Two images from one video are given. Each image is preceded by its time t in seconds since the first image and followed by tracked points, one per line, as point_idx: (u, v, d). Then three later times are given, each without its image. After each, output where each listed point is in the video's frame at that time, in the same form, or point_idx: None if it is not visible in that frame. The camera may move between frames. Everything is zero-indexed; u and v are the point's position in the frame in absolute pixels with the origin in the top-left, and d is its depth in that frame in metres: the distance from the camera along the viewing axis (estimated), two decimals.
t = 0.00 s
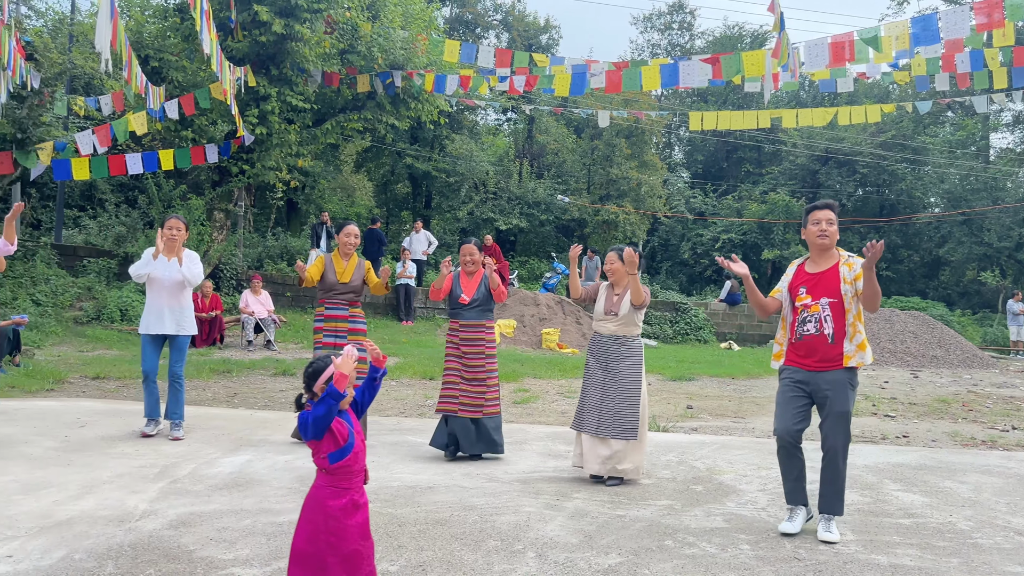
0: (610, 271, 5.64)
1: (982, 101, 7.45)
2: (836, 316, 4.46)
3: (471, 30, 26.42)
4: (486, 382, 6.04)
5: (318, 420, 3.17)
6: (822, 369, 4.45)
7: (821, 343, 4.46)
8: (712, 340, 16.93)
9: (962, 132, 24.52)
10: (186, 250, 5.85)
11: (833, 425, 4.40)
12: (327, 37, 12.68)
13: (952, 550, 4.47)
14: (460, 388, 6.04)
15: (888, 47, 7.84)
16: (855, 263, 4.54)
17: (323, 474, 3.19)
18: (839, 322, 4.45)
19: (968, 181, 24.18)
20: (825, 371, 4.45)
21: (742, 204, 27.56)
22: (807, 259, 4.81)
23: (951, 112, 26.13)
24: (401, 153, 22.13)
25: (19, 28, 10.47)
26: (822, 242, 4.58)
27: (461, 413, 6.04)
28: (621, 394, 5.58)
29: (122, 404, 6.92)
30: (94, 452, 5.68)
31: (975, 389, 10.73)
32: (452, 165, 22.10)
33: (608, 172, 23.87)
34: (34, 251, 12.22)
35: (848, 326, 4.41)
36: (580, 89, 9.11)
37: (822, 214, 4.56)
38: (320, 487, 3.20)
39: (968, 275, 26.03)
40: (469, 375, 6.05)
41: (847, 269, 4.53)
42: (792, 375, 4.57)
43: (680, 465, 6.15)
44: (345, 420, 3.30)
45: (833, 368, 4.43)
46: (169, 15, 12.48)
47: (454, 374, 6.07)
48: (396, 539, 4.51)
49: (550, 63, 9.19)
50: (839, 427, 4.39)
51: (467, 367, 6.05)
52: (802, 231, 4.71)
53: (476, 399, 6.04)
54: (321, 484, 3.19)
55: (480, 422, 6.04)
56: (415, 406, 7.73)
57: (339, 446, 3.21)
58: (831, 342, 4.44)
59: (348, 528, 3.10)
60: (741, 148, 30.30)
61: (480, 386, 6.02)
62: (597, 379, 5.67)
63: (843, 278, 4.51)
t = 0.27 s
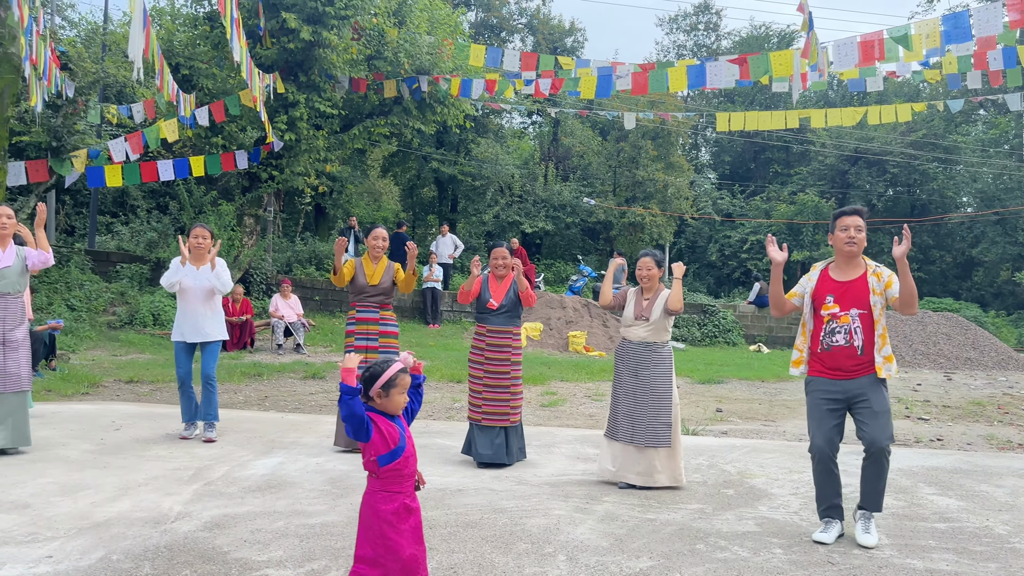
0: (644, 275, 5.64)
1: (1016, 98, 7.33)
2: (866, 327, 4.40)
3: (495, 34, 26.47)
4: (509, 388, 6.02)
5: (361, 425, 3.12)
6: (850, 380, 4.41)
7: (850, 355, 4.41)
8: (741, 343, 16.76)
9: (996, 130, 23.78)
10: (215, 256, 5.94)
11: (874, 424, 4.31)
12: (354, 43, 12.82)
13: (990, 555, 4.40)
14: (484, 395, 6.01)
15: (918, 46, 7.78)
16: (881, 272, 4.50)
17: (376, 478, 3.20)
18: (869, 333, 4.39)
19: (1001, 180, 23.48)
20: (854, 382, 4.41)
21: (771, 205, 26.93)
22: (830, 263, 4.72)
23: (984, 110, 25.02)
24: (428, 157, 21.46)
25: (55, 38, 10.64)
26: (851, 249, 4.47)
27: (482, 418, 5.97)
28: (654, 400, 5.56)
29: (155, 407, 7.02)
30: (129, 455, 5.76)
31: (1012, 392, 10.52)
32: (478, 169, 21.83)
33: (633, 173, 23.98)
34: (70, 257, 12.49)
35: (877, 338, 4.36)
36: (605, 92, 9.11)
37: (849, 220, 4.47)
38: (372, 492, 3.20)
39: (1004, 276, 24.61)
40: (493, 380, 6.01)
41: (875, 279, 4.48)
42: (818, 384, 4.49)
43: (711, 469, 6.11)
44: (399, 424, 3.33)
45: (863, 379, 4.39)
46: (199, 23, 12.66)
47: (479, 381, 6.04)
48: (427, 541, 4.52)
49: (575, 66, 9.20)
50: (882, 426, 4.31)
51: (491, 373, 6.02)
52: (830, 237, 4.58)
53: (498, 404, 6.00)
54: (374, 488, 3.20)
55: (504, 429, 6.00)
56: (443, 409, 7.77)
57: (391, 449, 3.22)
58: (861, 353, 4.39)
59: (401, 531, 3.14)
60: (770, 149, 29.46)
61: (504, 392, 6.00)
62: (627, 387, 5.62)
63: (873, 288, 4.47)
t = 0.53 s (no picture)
0: (682, 278, 5.58)
1: None
2: (905, 322, 4.35)
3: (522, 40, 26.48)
4: (546, 392, 5.96)
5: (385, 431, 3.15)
6: (888, 375, 4.36)
7: (889, 349, 4.36)
8: (773, 348, 16.50)
9: None
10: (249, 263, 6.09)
11: (906, 427, 4.32)
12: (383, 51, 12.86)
13: None
14: (520, 398, 5.96)
15: (952, 46, 7.67)
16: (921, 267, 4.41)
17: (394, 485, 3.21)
18: (907, 327, 4.33)
19: None
20: (892, 377, 4.35)
21: (802, 207, 25.47)
22: (867, 258, 4.65)
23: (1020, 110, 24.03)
24: (455, 163, 21.58)
25: (91, 50, 10.85)
26: (886, 245, 4.40)
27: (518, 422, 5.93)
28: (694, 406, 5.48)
29: (190, 412, 7.13)
30: (165, 459, 5.85)
31: None
32: (505, 174, 21.82)
33: (662, 178, 23.43)
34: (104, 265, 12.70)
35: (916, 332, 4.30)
36: (633, 96, 9.12)
37: (885, 216, 4.38)
38: (389, 498, 3.23)
39: None
40: (529, 384, 5.96)
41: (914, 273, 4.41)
42: (857, 380, 4.45)
43: (743, 475, 6.06)
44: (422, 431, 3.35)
45: (901, 375, 4.33)
46: (230, 33, 12.84)
47: (515, 384, 6.00)
48: (460, 546, 4.53)
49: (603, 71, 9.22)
50: (911, 430, 4.32)
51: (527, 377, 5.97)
52: (865, 232, 4.52)
53: (535, 407, 5.95)
54: (392, 494, 3.24)
55: (540, 433, 5.96)
56: (473, 414, 7.79)
57: (412, 457, 3.24)
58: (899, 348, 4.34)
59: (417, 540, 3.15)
60: (800, 151, 28.15)
61: (539, 394, 5.94)
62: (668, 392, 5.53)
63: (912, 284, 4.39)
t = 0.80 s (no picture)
0: (726, 294, 5.55)
1: None
2: (946, 341, 4.29)
3: (550, 47, 26.53)
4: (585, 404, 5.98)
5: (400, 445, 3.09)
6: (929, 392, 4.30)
7: (930, 368, 4.30)
8: (805, 354, 16.25)
9: None
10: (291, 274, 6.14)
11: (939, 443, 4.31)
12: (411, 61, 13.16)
13: None
14: (563, 410, 6.05)
15: (987, 47, 7.56)
16: (965, 284, 4.34)
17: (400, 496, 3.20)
18: (948, 347, 4.28)
19: None
20: (932, 394, 4.29)
21: (834, 212, 25.03)
22: (913, 273, 4.58)
23: None
24: (483, 170, 21.61)
25: (127, 62, 11.07)
26: (929, 262, 4.35)
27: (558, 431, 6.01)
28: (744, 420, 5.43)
29: (224, 419, 7.19)
30: (201, 466, 5.88)
31: None
32: (533, 181, 21.81)
33: (690, 183, 23.79)
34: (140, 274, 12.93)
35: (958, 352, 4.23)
36: (662, 101, 9.14)
37: (926, 233, 4.36)
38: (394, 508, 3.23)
39: None
40: (569, 395, 6.03)
41: (956, 291, 4.33)
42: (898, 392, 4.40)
43: (777, 484, 6.00)
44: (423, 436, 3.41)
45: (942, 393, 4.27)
46: (262, 44, 13.05)
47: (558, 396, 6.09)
48: (493, 554, 4.51)
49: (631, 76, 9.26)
50: (944, 446, 4.30)
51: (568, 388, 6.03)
52: (909, 249, 4.49)
53: (573, 419, 6.01)
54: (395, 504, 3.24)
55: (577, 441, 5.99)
56: (503, 422, 7.80)
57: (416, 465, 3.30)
58: (940, 367, 4.28)
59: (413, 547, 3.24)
60: (830, 155, 27.68)
61: (579, 407, 5.99)
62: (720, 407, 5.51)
63: (954, 302, 4.32)
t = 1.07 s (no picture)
0: (763, 297, 5.33)
1: None
2: (977, 336, 4.22)
3: (575, 54, 26.53)
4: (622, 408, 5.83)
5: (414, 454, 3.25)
6: (961, 388, 4.25)
7: (961, 363, 4.25)
8: (835, 362, 16.00)
9: None
10: (320, 281, 6.21)
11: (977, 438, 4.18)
12: (437, 69, 13.21)
13: None
14: (600, 414, 5.91)
15: (1021, 51, 7.44)
16: (1000, 278, 4.24)
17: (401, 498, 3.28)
18: (980, 341, 4.21)
19: None
20: (964, 390, 4.24)
21: (864, 217, 24.69)
22: (946, 267, 4.50)
23: None
24: (508, 178, 21.61)
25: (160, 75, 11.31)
26: (964, 257, 4.27)
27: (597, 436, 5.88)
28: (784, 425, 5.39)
29: (255, 426, 7.28)
30: (232, 472, 5.95)
31: None
32: (558, 188, 21.80)
33: (718, 190, 23.22)
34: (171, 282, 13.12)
35: (989, 346, 4.15)
36: (689, 107, 9.19)
37: (962, 228, 4.25)
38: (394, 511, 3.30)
39: None
40: (606, 399, 5.88)
41: (990, 286, 4.24)
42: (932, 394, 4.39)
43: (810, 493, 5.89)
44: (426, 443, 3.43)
45: (974, 388, 4.20)
46: (291, 55, 13.21)
47: (594, 399, 5.95)
48: (522, 562, 4.38)
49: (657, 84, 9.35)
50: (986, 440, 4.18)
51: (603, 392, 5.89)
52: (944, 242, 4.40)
53: (612, 423, 5.85)
54: (395, 508, 3.30)
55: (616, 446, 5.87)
56: (530, 429, 7.75)
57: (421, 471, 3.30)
58: (972, 361, 4.22)
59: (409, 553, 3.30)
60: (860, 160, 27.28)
61: (616, 411, 5.83)
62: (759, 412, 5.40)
63: (987, 296, 4.23)
